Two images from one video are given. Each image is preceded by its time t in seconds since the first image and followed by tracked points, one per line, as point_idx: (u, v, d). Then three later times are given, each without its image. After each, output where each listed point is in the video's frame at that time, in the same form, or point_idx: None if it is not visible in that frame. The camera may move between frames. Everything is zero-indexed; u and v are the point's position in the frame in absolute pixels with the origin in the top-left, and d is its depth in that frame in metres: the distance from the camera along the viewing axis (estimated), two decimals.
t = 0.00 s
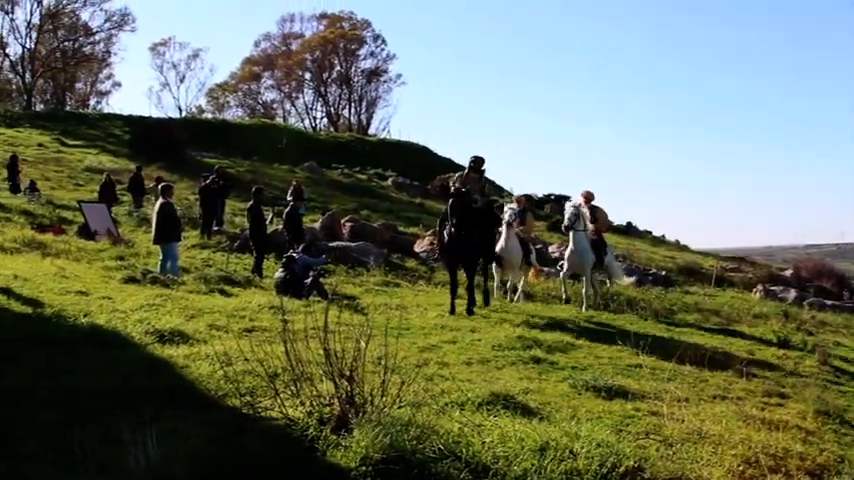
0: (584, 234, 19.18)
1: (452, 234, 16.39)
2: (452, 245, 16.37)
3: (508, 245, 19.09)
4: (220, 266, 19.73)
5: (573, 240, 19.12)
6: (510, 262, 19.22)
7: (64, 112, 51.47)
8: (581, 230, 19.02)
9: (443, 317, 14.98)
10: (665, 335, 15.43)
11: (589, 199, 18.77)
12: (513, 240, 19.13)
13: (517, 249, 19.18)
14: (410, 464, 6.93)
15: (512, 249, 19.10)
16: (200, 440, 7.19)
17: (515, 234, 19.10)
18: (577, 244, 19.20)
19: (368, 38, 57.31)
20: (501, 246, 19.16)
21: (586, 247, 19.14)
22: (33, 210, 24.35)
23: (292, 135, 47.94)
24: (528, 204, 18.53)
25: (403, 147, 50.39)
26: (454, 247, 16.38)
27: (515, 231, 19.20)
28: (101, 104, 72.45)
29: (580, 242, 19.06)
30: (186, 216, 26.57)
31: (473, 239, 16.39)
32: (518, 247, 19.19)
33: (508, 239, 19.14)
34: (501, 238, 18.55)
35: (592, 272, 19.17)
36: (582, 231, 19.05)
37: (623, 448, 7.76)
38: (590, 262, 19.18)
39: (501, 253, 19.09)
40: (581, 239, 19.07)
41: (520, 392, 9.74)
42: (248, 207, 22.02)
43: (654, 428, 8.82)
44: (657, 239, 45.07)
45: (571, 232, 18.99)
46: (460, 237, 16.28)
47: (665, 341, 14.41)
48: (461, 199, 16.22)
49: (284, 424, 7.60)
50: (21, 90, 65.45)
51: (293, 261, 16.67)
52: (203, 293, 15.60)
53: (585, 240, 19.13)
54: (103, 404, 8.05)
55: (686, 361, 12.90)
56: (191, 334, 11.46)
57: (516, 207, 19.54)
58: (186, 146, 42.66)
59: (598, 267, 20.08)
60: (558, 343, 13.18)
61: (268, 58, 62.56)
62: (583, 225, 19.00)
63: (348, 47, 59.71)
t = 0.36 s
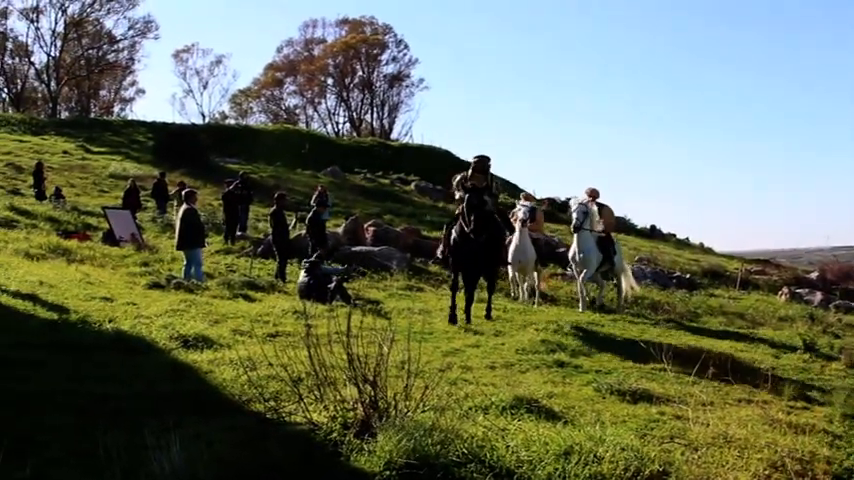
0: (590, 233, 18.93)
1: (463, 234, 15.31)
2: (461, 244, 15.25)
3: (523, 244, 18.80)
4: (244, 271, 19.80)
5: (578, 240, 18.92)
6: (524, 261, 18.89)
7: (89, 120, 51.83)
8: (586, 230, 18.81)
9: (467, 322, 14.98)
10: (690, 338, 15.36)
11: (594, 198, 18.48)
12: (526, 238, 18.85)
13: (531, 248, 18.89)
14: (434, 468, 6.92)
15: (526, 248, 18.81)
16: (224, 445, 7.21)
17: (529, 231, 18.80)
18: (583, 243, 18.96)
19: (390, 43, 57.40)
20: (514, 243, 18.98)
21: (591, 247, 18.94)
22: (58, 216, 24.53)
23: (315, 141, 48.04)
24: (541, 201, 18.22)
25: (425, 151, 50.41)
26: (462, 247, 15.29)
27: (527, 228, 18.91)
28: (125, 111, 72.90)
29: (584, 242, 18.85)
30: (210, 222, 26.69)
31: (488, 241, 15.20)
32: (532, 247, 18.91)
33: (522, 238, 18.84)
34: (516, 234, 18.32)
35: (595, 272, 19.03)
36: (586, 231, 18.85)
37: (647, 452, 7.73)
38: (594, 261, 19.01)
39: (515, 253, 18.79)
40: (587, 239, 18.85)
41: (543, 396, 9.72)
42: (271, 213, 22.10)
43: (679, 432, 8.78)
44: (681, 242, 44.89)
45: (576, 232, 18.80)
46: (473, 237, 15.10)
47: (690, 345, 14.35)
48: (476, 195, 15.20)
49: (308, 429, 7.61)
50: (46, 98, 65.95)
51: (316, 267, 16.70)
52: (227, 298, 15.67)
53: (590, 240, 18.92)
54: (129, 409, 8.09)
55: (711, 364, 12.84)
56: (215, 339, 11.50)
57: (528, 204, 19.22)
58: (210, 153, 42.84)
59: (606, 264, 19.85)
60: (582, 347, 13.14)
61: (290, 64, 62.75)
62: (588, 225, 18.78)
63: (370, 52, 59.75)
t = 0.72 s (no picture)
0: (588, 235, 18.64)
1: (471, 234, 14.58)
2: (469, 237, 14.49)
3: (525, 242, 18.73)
4: (256, 272, 19.83)
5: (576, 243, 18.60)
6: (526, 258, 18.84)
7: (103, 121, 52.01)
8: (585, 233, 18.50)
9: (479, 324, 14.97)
10: (703, 341, 15.32)
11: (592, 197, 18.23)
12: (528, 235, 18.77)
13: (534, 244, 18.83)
14: (445, 470, 6.92)
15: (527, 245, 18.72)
16: (236, 446, 7.21)
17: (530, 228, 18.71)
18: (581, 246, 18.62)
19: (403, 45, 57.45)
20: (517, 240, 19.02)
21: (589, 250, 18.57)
22: (72, 217, 24.64)
23: (327, 142, 48.09)
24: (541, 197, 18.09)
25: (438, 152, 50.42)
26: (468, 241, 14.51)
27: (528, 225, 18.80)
28: (139, 113, 73.15)
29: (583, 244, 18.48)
30: (222, 223, 26.74)
31: (494, 242, 14.52)
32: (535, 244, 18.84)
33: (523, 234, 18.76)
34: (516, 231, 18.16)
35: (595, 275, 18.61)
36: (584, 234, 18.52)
37: (659, 455, 7.71)
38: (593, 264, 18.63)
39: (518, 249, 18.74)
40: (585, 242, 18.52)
41: (555, 398, 9.70)
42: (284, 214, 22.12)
43: (691, 434, 8.76)
44: (694, 244, 44.78)
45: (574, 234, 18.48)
46: (479, 240, 14.37)
47: (702, 347, 14.31)
48: (490, 196, 14.40)
49: (319, 430, 7.62)
50: (60, 99, 66.19)
51: (327, 268, 16.69)
52: (239, 299, 15.70)
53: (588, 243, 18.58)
54: (142, 410, 8.11)
55: (724, 366, 12.80)
56: (227, 339, 11.53)
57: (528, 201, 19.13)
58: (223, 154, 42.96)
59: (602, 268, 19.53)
60: (594, 349, 13.11)
61: (303, 65, 62.84)
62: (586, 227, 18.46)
63: (383, 54, 59.76)
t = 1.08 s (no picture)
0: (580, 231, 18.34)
1: (484, 244, 13.69)
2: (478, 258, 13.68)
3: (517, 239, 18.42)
4: (264, 274, 19.85)
5: (567, 237, 18.28)
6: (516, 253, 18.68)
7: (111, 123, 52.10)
8: (575, 228, 18.23)
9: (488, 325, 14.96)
10: (711, 341, 15.29)
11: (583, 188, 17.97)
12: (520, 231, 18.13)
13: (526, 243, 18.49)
14: (453, 471, 6.92)
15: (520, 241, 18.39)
16: (245, 448, 7.22)
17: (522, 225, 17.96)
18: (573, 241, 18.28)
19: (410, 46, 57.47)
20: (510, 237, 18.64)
21: (582, 247, 18.21)
22: (81, 220, 24.69)
23: (335, 143, 48.12)
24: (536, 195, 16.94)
25: (446, 152, 50.39)
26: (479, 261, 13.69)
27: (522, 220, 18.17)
28: (147, 115, 73.29)
29: (574, 241, 18.15)
30: (230, 224, 26.77)
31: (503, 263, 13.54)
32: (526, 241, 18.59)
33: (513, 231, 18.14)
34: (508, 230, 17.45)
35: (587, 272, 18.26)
36: (575, 228, 18.25)
37: (668, 456, 7.70)
38: (586, 261, 18.26)
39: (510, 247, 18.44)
40: (577, 238, 18.21)
41: (563, 399, 9.70)
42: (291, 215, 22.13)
43: (699, 435, 8.75)
44: (703, 245, 44.70)
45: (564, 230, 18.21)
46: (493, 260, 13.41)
47: (710, 347, 14.29)
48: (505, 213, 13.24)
49: (328, 432, 7.63)
50: (68, 102, 66.36)
51: (336, 271, 16.69)
52: (247, 301, 15.72)
53: (580, 238, 18.25)
54: (150, 412, 8.13)
55: (732, 367, 12.79)
56: (235, 341, 11.53)
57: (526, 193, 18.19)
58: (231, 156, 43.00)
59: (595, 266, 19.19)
60: (603, 350, 13.11)
61: (311, 67, 62.88)
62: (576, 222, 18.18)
63: (390, 55, 59.71)
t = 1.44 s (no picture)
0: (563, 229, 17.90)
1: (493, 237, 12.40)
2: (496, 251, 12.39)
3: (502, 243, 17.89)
4: (262, 274, 19.83)
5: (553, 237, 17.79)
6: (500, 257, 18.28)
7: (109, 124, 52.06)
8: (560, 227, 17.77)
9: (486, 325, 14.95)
10: (710, 340, 15.29)
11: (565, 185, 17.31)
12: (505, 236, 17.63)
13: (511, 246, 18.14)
14: (452, 471, 6.91)
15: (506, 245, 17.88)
16: (244, 449, 7.22)
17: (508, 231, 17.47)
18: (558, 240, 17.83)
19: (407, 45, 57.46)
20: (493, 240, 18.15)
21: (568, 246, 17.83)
22: (79, 220, 24.67)
23: (332, 143, 48.11)
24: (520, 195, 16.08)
25: (445, 152, 50.39)
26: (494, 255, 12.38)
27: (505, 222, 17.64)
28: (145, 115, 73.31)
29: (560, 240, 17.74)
30: (228, 225, 26.75)
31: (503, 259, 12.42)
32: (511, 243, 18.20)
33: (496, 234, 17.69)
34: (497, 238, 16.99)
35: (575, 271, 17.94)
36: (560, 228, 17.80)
37: (668, 455, 7.71)
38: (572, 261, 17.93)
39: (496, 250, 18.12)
40: (562, 238, 17.78)
41: (562, 398, 9.70)
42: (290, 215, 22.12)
43: (698, 434, 8.75)
44: (702, 244, 44.69)
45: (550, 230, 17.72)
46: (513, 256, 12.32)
47: (709, 346, 14.28)
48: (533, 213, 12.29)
49: (327, 432, 7.62)
50: (66, 103, 66.36)
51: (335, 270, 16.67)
52: (245, 301, 15.72)
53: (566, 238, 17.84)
54: (150, 412, 8.12)
55: (731, 366, 12.79)
56: (234, 341, 11.54)
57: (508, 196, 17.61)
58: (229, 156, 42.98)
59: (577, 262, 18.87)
60: (601, 349, 13.10)
61: (309, 67, 62.87)
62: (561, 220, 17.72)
63: (388, 54, 59.70)
